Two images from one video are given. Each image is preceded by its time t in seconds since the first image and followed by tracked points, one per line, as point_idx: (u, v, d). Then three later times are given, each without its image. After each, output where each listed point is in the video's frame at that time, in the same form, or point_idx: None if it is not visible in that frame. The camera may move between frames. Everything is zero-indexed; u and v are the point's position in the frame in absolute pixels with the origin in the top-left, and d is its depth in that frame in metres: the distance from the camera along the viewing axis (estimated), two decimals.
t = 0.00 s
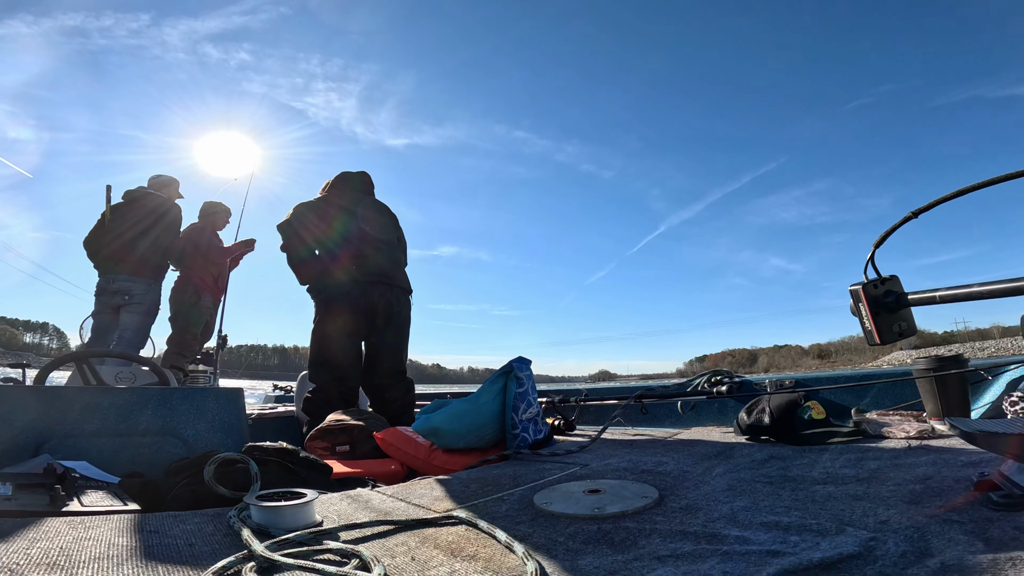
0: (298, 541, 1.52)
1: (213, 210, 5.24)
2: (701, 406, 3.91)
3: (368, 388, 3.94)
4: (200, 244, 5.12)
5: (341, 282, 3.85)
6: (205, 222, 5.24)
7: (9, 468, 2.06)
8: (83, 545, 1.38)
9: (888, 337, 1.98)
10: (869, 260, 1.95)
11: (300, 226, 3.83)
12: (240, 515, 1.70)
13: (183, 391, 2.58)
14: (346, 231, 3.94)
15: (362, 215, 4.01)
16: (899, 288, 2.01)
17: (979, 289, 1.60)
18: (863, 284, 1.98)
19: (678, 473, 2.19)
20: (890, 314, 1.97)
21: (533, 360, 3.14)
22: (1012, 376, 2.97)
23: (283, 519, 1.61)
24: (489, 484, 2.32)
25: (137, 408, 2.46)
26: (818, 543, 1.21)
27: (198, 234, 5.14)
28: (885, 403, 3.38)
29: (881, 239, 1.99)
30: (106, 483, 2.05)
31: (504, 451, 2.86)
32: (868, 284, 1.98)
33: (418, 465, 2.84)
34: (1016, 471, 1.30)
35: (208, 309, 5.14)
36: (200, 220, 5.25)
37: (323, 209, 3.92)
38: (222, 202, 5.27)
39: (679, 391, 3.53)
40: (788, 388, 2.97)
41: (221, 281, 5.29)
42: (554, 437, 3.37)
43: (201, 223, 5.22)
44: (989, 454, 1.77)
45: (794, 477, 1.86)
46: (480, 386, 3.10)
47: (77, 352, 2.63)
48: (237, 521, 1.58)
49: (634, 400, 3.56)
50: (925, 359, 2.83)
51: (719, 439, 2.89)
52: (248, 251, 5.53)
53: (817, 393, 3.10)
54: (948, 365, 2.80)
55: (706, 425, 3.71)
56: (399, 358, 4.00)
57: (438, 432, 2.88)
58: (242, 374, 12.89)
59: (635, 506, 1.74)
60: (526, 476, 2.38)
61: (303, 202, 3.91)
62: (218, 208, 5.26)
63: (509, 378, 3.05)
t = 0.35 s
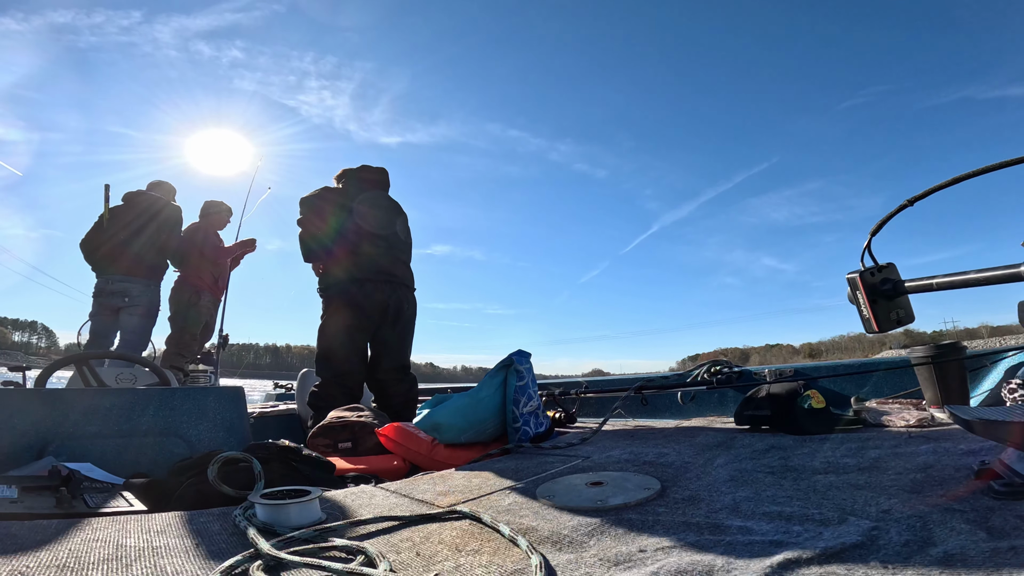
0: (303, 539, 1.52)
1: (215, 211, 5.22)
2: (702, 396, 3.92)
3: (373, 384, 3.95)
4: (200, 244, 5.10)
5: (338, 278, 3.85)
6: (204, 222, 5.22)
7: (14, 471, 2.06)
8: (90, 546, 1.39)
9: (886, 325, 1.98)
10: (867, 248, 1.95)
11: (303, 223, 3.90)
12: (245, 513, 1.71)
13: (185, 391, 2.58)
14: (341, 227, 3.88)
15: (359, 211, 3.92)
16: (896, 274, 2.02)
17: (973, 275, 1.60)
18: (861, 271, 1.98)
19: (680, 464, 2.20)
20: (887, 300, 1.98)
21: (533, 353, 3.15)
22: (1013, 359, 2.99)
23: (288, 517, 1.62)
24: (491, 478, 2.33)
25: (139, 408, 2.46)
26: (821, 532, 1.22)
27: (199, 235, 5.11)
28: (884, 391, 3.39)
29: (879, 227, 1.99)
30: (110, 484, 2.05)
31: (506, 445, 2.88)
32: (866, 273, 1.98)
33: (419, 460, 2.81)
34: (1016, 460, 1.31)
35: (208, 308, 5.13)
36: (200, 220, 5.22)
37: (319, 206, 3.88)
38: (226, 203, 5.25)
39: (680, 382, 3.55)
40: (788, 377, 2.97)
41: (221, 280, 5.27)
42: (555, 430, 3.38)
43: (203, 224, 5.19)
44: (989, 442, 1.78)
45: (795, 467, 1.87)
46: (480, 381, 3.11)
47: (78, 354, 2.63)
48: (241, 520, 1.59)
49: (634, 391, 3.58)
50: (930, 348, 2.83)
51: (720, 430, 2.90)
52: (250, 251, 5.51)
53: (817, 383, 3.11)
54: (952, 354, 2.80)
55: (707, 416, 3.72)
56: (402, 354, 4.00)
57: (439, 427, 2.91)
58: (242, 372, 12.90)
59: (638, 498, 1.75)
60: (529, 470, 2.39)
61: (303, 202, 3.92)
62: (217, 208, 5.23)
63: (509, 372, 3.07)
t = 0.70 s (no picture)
0: (300, 544, 1.51)
1: (213, 214, 5.25)
2: (702, 405, 3.91)
3: (373, 390, 3.94)
4: (199, 247, 5.12)
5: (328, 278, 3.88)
6: (203, 225, 5.24)
7: (11, 472, 2.06)
8: (85, 549, 1.38)
9: (888, 335, 1.97)
10: (869, 258, 1.95)
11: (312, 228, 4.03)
12: (242, 518, 1.70)
13: (184, 394, 2.57)
14: (333, 227, 3.89)
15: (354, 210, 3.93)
16: (898, 284, 2.01)
17: (975, 284, 1.60)
18: (863, 281, 1.98)
19: (680, 472, 2.19)
20: (888, 310, 1.96)
21: (533, 361, 3.15)
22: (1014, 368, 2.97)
23: (284, 522, 1.61)
24: (490, 485, 2.32)
25: (137, 411, 2.46)
26: (821, 541, 1.21)
27: (197, 238, 5.12)
28: (886, 401, 3.38)
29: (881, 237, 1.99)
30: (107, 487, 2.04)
31: (505, 452, 2.86)
32: (867, 282, 1.98)
33: (421, 466, 2.82)
34: (1018, 469, 1.30)
35: (206, 312, 5.14)
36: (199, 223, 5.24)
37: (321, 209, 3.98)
38: (222, 205, 5.27)
39: (680, 390, 3.54)
40: (789, 386, 2.95)
41: (220, 284, 5.29)
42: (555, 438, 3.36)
43: (199, 226, 5.20)
44: (991, 452, 1.77)
45: (796, 476, 1.86)
46: (480, 388, 3.09)
47: (76, 356, 2.63)
48: (238, 524, 1.58)
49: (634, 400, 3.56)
50: (926, 356, 2.80)
51: (720, 438, 2.88)
52: (247, 254, 5.53)
53: (817, 392, 3.10)
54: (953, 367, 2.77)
55: (707, 424, 3.71)
56: (402, 359, 3.99)
57: (438, 433, 2.90)
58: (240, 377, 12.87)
59: (637, 506, 1.74)
60: (528, 477, 2.38)
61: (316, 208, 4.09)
62: (216, 211, 5.26)
63: (509, 379, 3.06)
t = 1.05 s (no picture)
0: (296, 546, 1.51)
1: (214, 214, 5.28)
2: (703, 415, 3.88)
3: (375, 395, 3.92)
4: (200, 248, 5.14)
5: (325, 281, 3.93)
6: (204, 225, 5.26)
7: (8, 469, 2.06)
8: (79, 547, 1.38)
9: (893, 348, 1.95)
10: (873, 270, 1.94)
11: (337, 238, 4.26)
12: (238, 519, 1.69)
13: (183, 394, 2.57)
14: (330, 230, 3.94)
15: (361, 212, 3.93)
16: (902, 298, 2.00)
17: (978, 298, 1.59)
18: (868, 294, 1.96)
19: (679, 482, 2.17)
20: (892, 323, 1.95)
21: (534, 369, 3.15)
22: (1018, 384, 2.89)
23: (281, 524, 1.61)
24: (488, 491, 2.30)
25: (136, 410, 2.46)
26: (820, 552, 1.20)
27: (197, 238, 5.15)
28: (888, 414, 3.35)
29: (885, 249, 1.97)
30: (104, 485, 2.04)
31: (505, 459, 2.85)
32: (872, 295, 1.95)
33: (420, 471, 2.82)
34: (1020, 482, 1.29)
35: (207, 312, 5.16)
36: (199, 223, 5.27)
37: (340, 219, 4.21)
38: (219, 205, 5.30)
39: (680, 400, 3.52)
40: (791, 397, 2.93)
41: (220, 284, 5.30)
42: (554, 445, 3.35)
43: (200, 226, 5.23)
44: (993, 465, 1.75)
45: (796, 486, 1.85)
46: (481, 394, 3.08)
47: (77, 354, 2.63)
48: (234, 525, 1.58)
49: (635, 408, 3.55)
50: (926, 369, 2.90)
51: (720, 448, 2.86)
52: (247, 255, 5.55)
53: (819, 404, 3.08)
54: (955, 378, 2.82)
55: (707, 434, 3.68)
56: (405, 364, 3.98)
57: (439, 439, 2.89)
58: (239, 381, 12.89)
59: (635, 515, 1.72)
60: (526, 484, 2.36)
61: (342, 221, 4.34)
62: (217, 211, 5.29)
63: (509, 386, 3.06)
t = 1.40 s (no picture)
0: (296, 543, 1.51)
1: (216, 210, 5.27)
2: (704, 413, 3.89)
3: (379, 392, 3.92)
4: (202, 244, 5.14)
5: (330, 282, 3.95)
6: (206, 221, 5.26)
7: (10, 465, 2.07)
8: (81, 544, 1.38)
9: (893, 345, 1.95)
10: (874, 269, 1.94)
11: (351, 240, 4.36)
12: (239, 516, 1.70)
13: (185, 391, 2.58)
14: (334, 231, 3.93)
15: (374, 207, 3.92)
16: (903, 296, 1.99)
17: (980, 297, 1.59)
18: (869, 292, 1.95)
19: (679, 479, 2.18)
20: (894, 322, 1.95)
21: (535, 365, 3.15)
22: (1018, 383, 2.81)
23: (281, 521, 1.61)
24: (488, 488, 2.31)
25: (138, 406, 2.47)
26: (819, 550, 1.20)
27: (200, 235, 5.14)
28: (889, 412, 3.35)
29: (887, 246, 1.97)
30: (105, 481, 2.05)
31: (505, 455, 2.85)
32: (874, 293, 1.95)
33: (420, 468, 2.83)
34: (1019, 481, 1.29)
35: (210, 309, 5.16)
36: (202, 220, 5.27)
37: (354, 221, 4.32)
38: (221, 201, 5.29)
39: (681, 398, 3.53)
40: (791, 395, 2.93)
41: (223, 280, 5.31)
42: (555, 443, 3.35)
43: (202, 223, 5.23)
44: (993, 464, 1.75)
45: (795, 484, 1.85)
46: (481, 391, 3.08)
47: (79, 351, 2.64)
48: (235, 521, 1.58)
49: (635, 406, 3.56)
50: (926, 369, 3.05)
51: (720, 446, 2.86)
52: (249, 252, 5.55)
53: (820, 402, 3.09)
54: (943, 374, 2.92)
55: (708, 432, 3.69)
56: (410, 362, 3.97)
57: (439, 435, 2.89)
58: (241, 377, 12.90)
59: (635, 512, 1.73)
60: (527, 481, 2.37)
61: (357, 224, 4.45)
62: (218, 207, 5.29)
63: (510, 383, 3.06)
